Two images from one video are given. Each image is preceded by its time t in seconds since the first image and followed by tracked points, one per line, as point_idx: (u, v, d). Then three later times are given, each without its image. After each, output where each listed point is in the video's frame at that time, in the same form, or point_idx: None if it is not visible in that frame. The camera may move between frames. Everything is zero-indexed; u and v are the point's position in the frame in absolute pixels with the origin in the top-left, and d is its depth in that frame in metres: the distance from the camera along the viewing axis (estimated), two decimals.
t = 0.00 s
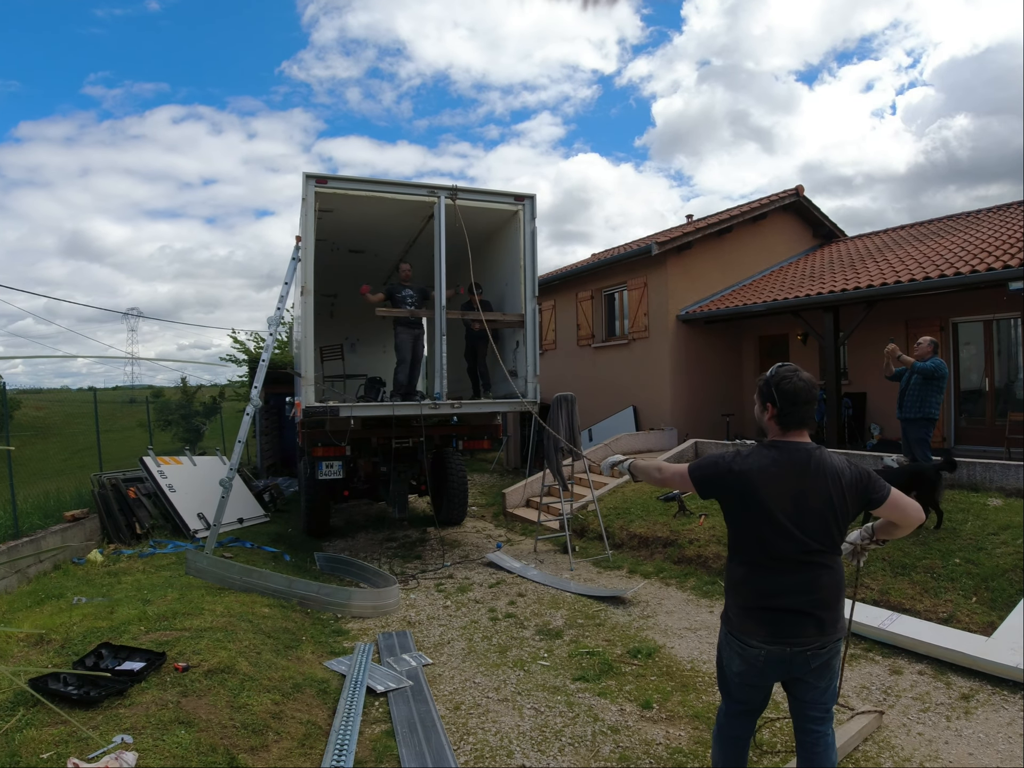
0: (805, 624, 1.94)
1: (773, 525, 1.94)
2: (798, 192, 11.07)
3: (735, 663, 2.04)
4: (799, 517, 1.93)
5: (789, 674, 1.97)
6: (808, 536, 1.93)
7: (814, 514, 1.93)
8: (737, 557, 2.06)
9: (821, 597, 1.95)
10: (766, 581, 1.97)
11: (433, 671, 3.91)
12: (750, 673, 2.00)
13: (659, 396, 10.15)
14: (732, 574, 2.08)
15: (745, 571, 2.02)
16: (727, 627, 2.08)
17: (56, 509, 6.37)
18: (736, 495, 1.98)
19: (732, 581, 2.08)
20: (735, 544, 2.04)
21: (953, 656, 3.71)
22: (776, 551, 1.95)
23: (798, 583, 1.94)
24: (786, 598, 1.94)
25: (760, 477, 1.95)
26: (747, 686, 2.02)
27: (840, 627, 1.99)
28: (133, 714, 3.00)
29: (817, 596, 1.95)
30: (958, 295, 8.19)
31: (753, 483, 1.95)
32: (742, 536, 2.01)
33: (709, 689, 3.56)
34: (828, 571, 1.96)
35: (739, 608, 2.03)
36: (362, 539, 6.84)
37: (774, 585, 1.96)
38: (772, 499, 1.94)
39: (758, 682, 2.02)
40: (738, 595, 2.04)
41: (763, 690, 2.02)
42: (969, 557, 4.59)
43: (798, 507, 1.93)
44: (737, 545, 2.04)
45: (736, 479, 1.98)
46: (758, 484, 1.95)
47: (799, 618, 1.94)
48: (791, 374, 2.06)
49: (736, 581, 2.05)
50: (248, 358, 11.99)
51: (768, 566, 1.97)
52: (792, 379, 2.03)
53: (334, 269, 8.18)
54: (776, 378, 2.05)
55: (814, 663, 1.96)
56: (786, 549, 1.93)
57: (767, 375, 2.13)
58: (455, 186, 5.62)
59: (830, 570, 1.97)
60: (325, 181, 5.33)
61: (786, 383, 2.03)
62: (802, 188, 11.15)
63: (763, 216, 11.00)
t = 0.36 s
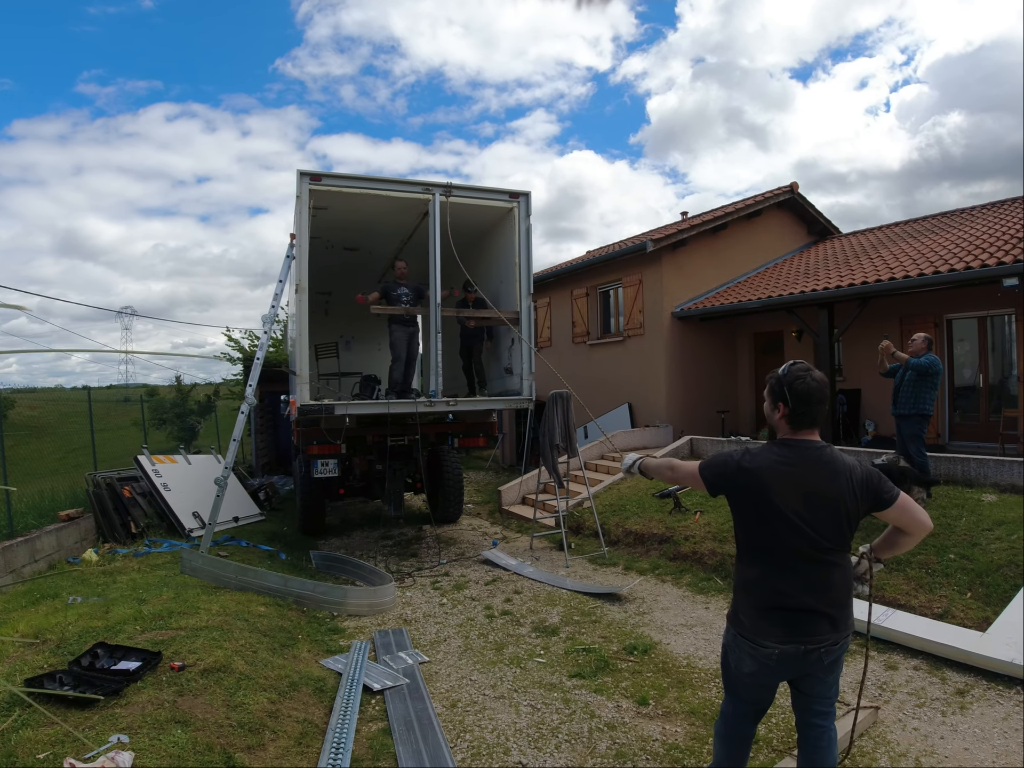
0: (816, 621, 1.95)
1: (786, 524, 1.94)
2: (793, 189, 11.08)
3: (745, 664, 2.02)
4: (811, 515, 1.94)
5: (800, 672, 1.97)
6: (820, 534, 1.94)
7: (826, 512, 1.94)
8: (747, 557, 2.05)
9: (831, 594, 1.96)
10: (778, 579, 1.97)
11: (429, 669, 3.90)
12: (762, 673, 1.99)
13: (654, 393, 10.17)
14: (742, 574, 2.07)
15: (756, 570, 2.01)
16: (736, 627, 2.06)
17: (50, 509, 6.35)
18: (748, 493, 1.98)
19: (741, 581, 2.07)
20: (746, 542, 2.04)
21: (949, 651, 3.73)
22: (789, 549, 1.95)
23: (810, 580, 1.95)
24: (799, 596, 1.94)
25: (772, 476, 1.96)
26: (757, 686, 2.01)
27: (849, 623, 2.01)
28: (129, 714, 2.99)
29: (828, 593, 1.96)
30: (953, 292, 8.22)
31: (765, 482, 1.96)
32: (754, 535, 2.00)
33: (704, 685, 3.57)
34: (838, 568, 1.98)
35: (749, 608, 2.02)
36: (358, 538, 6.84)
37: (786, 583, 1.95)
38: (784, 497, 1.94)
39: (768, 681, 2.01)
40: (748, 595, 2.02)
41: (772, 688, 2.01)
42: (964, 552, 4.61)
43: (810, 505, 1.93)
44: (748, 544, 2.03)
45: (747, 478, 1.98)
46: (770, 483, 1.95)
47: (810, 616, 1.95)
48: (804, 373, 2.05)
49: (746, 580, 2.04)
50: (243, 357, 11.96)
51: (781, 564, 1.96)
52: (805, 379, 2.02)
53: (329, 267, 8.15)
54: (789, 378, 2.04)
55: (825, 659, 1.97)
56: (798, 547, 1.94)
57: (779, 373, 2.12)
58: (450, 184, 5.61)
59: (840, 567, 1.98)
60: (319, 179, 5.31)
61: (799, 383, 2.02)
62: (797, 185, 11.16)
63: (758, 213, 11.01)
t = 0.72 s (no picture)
0: (799, 617, 1.96)
1: (771, 519, 1.94)
2: (791, 186, 11.08)
3: (728, 657, 2.03)
4: (797, 512, 1.94)
5: (782, 666, 1.99)
6: (805, 531, 1.94)
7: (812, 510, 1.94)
8: (732, 552, 2.05)
9: (814, 590, 1.96)
10: (762, 574, 1.97)
11: (428, 667, 3.91)
12: (745, 665, 2.00)
13: (653, 390, 10.17)
14: (726, 568, 2.08)
15: (741, 564, 2.02)
16: (721, 620, 2.08)
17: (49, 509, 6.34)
18: (735, 489, 1.98)
19: (726, 575, 2.08)
20: (731, 537, 2.04)
21: (947, 648, 3.74)
22: (774, 545, 1.95)
23: (794, 576, 1.95)
24: (782, 592, 1.95)
25: (759, 471, 1.96)
26: (741, 678, 2.02)
27: (832, 619, 2.01)
28: (128, 713, 2.99)
29: (811, 590, 1.96)
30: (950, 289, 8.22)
31: (751, 478, 1.96)
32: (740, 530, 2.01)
33: (703, 683, 3.57)
34: (823, 566, 1.98)
35: (733, 601, 2.03)
36: (357, 536, 6.84)
37: (770, 578, 1.96)
38: (771, 493, 1.94)
39: (751, 673, 2.02)
40: (732, 589, 2.04)
41: (757, 681, 2.03)
42: (962, 549, 4.62)
43: (796, 502, 1.94)
44: (734, 539, 2.03)
45: (734, 472, 1.98)
46: (756, 478, 1.96)
47: (793, 611, 1.95)
48: (794, 372, 2.05)
49: (730, 574, 2.05)
50: (241, 356, 11.94)
51: (765, 559, 1.97)
52: (796, 379, 2.02)
53: (327, 265, 8.14)
54: (780, 377, 2.04)
55: (807, 653, 1.98)
56: (783, 543, 1.94)
57: (769, 372, 2.12)
58: (448, 182, 5.60)
59: (825, 565, 1.98)
60: (317, 177, 5.30)
61: (789, 381, 2.02)
62: (794, 182, 11.16)
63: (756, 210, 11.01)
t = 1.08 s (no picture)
0: (778, 612, 1.96)
1: (751, 517, 1.94)
2: (789, 183, 11.08)
3: (710, 650, 2.04)
4: (776, 510, 1.94)
5: (760, 659, 1.99)
6: (783, 528, 1.95)
7: (790, 507, 1.95)
8: (711, 548, 2.05)
9: (791, 586, 1.97)
10: (739, 569, 1.98)
11: (428, 665, 3.91)
12: (726, 658, 2.01)
13: (651, 388, 10.18)
14: (705, 564, 2.08)
15: (719, 560, 2.02)
16: (701, 614, 2.08)
17: (48, 509, 6.33)
18: (717, 487, 1.98)
19: (704, 569, 2.08)
20: (710, 533, 2.04)
21: (945, 644, 3.74)
22: (753, 542, 1.95)
23: (772, 572, 1.96)
24: (761, 588, 1.95)
25: (740, 469, 1.95)
26: (723, 671, 2.03)
27: (808, 613, 2.03)
28: (127, 713, 2.99)
29: (788, 586, 1.97)
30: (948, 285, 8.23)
31: (732, 476, 1.95)
32: (719, 527, 2.00)
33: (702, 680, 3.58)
34: (799, 562, 1.99)
35: (713, 596, 2.03)
36: (356, 535, 6.83)
37: (749, 574, 1.97)
38: (751, 491, 1.94)
39: (733, 666, 2.03)
40: (712, 584, 2.03)
41: (740, 674, 2.04)
42: (960, 545, 4.62)
43: (775, 499, 1.94)
44: (712, 535, 2.03)
45: (716, 470, 1.98)
46: (737, 477, 1.95)
47: (772, 607, 1.96)
48: (774, 369, 2.07)
49: (708, 569, 2.05)
50: (240, 355, 11.92)
51: (743, 556, 1.97)
52: (775, 376, 2.04)
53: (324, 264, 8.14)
54: (759, 375, 2.06)
55: (785, 646, 1.99)
56: (762, 540, 1.95)
57: (750, 369, 2.14)
58: (445, 180, 5.60)
59: (802, 560, 2.00)
60: (314, 176, 5.29)
61: (769, 379, 2.04)
62: (792, 180, 11.16)
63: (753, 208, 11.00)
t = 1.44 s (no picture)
0: (777, 607, 1.96)
1: (746, 514, 1.95)
2: (786, 181, 11.08)
3: (710, 646, 2.05)
4: (771, 506, 1.94)
5: (761, 654, 1.99)
6: (779, 524, 1.95)
7: (785, 502, 1.95)
8: (709, 546, 2.06)
9: (790, 581, 1.96)
10: (737, 565, 1.98)
11: (427, 664, 3.91)
12: (726, 653, 2.01)
13: (649, 387, 10.18)
14: (705, 561, 2.08)
15: (717, 556, 2.03)
16: (702, 609, 2.09)
17: (46, 510, 6.32)
18: (710, 486, 1.98)
19: (704, 567, 2.08)
20: (707, 532, 2.04)
21: (944, 642, 3.75)
22: (749, 538, 1.95)
23: (769, 568, 1.96)
24: (759, 583, 1.95)
25: (733, 468, 1.96)
26: (723, 666, 2.04)
27: (809, 607, 2.02)
28: (126, 714, 2.98)
29: (787, 581, 1.96)
30: (947, 283, 8.24)
31: (725, 475, 1.96)
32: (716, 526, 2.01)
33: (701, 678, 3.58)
34: (798, 557, 1.98)
35: (712, 593, 2.03)
36: (354, 535, 6.83)
37: (746, 570, 1.97)
38: (745, 488, 1.94)
39: (733, 662, 2.03)
40: (711, 581, 2.04)
41: (740, 669, 2.04)
42: (959, 542, 4.62)
43: (769, 496, 1.94)
44: (709, 532, 2.04)
45: (709, 471, 1.98)
46: (730, 476, 1.95)
47: (771, 602, 1.95)
48: (758, 367, 2.08)
49: (707, 566, 2.06)
50: (238, 355, 11.91)
51: (740, 552, 1.97)
52: (760, 373, 2.05)
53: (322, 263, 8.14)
54: (745, 373, 2.07)
55: (785, 640, 1.98)
56: (758, 537, 1.94)
57: (735, 368, 2.15)
58: (443, 179, 5.59)
59: (800, 555, 1.99)
60: (311, 175, 5.29)
61: (755, 377, 2.05)
62: (789, 178, 11.16)
63: (751, 206, 11.00)
